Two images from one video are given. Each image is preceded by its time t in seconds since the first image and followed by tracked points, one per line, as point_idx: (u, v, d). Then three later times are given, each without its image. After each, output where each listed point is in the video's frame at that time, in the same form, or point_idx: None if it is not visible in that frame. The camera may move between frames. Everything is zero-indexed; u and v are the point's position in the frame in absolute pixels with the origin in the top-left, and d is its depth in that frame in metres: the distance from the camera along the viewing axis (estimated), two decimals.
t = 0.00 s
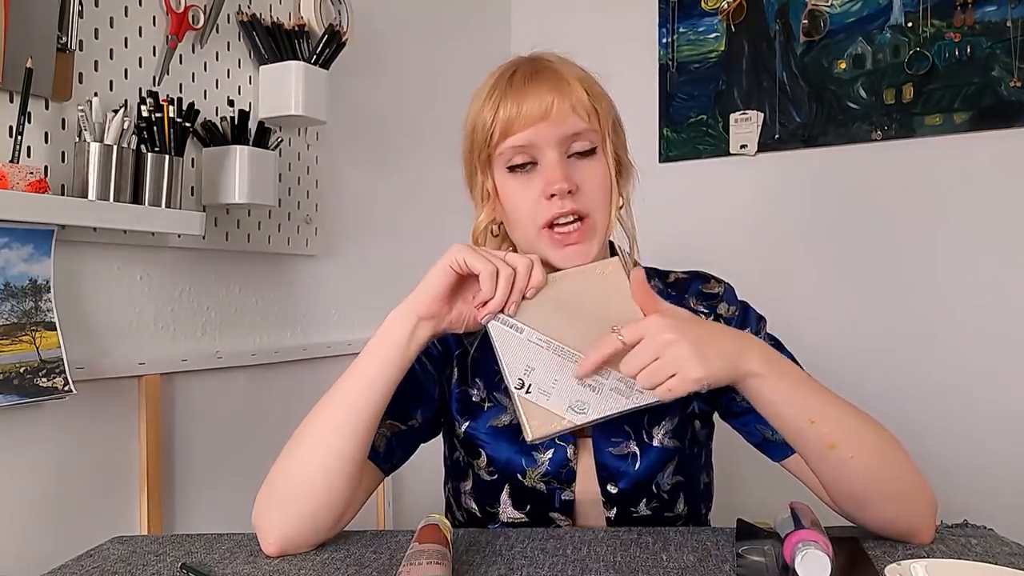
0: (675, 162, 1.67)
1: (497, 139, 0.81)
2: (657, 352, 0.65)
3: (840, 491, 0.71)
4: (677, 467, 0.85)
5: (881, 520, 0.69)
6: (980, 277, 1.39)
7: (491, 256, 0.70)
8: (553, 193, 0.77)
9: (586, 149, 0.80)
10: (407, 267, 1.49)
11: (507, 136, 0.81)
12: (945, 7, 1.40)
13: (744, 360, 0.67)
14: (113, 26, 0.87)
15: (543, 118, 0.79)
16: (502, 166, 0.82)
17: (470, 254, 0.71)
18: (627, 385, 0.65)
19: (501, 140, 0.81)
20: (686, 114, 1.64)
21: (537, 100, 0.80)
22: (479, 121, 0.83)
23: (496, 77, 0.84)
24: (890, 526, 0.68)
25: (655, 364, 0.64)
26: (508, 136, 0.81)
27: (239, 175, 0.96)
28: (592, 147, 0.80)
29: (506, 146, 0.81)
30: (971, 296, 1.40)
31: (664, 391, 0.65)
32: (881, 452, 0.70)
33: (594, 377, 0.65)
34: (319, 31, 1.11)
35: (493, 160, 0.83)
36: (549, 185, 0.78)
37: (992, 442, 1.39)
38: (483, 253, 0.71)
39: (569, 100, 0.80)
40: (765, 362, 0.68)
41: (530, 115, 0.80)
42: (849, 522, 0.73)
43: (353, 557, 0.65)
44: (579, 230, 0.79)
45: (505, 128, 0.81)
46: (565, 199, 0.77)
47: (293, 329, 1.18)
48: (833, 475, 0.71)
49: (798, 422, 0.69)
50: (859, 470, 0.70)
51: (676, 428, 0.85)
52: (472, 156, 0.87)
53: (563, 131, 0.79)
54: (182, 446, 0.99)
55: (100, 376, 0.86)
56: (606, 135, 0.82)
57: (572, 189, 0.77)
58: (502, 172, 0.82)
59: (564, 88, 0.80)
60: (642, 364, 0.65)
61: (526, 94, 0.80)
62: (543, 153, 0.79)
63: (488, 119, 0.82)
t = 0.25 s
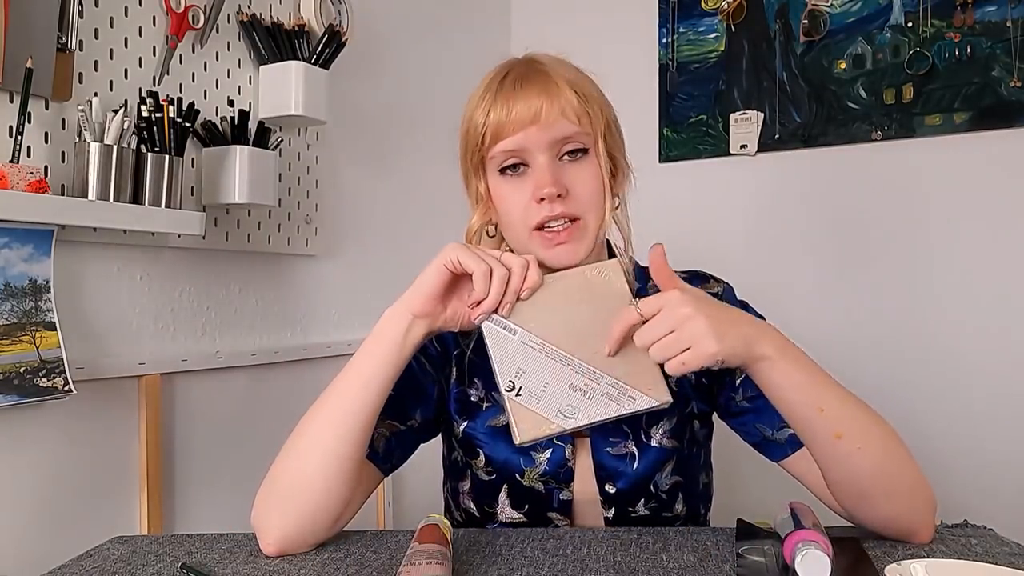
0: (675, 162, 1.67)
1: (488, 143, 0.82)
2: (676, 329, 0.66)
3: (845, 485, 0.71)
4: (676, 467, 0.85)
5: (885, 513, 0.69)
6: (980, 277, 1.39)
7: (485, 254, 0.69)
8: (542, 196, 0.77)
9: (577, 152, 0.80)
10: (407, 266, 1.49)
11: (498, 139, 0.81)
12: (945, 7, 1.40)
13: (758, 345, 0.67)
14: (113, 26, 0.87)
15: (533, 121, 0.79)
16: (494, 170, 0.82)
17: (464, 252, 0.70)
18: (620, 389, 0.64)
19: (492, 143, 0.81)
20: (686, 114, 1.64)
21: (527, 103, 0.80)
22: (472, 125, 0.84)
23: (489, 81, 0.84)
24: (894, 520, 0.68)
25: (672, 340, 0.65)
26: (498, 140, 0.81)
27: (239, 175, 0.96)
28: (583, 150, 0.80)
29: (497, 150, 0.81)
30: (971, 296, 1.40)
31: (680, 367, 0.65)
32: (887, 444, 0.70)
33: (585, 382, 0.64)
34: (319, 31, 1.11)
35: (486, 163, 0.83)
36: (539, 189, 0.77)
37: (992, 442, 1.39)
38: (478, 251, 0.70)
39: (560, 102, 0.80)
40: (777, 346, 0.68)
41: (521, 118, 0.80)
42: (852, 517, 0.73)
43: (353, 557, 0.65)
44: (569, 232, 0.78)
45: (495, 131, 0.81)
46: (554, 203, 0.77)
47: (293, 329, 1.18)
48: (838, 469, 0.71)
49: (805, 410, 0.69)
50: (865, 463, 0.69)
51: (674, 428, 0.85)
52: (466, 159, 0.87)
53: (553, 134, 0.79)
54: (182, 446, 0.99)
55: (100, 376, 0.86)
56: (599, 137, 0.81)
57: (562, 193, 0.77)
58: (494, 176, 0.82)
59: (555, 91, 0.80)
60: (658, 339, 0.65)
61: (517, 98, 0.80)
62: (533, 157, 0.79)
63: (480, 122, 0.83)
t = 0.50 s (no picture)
0: (675, 162, 1.67)
1: (504, 139, 0.81)
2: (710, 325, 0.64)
3: (854, 479, 0.71)
4: (674, 464, 0.85)
5: (890, 511, 0.69)
6: (980, 277, 1.39)
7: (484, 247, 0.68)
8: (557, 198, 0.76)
9: (592, 156, 0.79)
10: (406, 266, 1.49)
11: (514, 137, 0.80)
12: (945, 7, 1.40)
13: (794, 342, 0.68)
14: (113, 26, 0.87)
15: (551, 123, 0.79)
16: (506, 168, 0.81)
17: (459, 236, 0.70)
18: (623, 356, 0.59)
19: (508, 141, 0.80)
20: (686, 114, 1.64)
21: (546, 105, 0.80)
22: (486, 121, 0.83)
23: (505, 79, 0.83)
24: (897, 518, 0.68)
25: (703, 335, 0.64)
26: (516, 137, 0.80)
27: (239, 175, 0.96)
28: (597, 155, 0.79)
29: (513, 147, 0.80)
30: (971, 296, 1.40)
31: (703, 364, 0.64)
32: (901, 450, 0.71)
33: (584, 347, 0.59)
34: (319, 31, 1.11)
35: (498, 161, 0.82)
36: (553, 191, 0.77)
37: (992, 441, 1.39)
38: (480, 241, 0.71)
39: (578, 107, 0.80)
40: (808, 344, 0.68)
41: (541, 118, 0.79)
42: (854, 514, 0.72)
43: (353, 557, 0.65)
44: (577, 235, 0.78)
45: (513, 129, 0.80)
46: (568, 205, 0.76)
47: (293, 329, 1.18)
48: (852, 463, 0.70)
49: (833, 404, 0.69)
50: (878, 461, 0.70)
51: (673, 426, 0.86)
52: (476, 153, 0.86)
53: (571, 138, 0.78)
54: (182, 446, 0.99)
55: (100, 376, 0.86)
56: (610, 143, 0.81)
57: (575, 196, 0.77)
58: (505, 175, 0.81)
59: (577, 95, 0.81)
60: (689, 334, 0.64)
61: (539, 98, 0.80)
62: (548, 158, 0.78)
63: (497, 118, 0.82)
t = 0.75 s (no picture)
0: (675, 162, 1.67)
1: (523, 134, 0.81)
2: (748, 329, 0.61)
3: (858, 479, 0.71)
4: (673, 460, 0.84)
5: (893, 511, 0.69)
6: (979, 277, 1.39)
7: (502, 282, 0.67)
8: (575, 193, 0.76)
9: (607, 153, 0.80)
10: (407, 267, 1.49)
11: (535, 132, 0.80)
12: (945, 7, 1.40)
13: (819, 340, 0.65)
14: (113, 26, 0.87)
15: (571, 119, 0.80)
16: (522, 162, 0.81)
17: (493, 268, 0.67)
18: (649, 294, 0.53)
19: (526, 135, 0.81)
20: (685, 114, 1.64)
21: (568, 101, 0.80)
22: (500, 115, 0.83)
23: (518, 72, 0.83)
24: (899, 518, 0.69)
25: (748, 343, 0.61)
26: (536, 132, 0.80)
27: (238, 175, 0.96)
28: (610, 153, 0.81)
29: (533, 142, 0.80)
30: (971, 296, 1.40)
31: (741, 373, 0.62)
32: (907, 450, 0.71)
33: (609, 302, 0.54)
34: (319, 31, 1.11)
35: (513, 155, 0.82)
36: (572, 186, 0.77)
37: (993, 442, 1.39)
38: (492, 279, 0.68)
39: (596, 104, 0.81)
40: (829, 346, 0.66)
41: (561, 114, 0.80)
42: (854, 512, 0.73)
43: (352, 557, 0.65)
44: (594, 231, 0.77)
45: (533, 124, 0.80)
46: (589, 199, 0.76)
47: (293, 329, 1.18)
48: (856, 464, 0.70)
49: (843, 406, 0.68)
50: (884, 463, 0.69)
51: (674, 421, 0.85)
52: (489, 148, 0.85)
53: (591, 134, 0.79)
54: (182, 446, 0.99)
55: (100, 376, 0.87)
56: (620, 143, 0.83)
57: (595, 190, 0.77)
58: (520, 169, 0.81)
59: (595, 91, 0.81)
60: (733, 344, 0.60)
61: (559, 93, 0.81)
62: (568, 153, 0.79)
63: (515, 111, 0.81)
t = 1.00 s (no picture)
0: (675, 162, 1.67)
1: (513, 143, 0.81)
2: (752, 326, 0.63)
3: (860, 479, 0.71)
4: (680, 451, 0.85)
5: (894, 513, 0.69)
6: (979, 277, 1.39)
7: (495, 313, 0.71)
8: (564, 204, 0.77)
9: (599, 162, 0.78)
10: (407, 267, 1.49)
11: (524, 142, 0.80)
12: (945, 7, 1.40)
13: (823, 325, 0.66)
14: (113, 26, 0.87)
15: (560, 129, 0.78)
16: (516, 172, 0.81)
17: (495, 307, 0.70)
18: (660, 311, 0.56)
19: (517, 145, 0.80)
20: (685, 114, 1.64)
21: (557, 110, 0.79)
22: (495, 123, 0.83)
23: (515, 80, 0.83)
24: (901, 519, 0.69)
25: (765, 336, 0.63)
26: (525, 141, 0.80)
27: (238, 175, 0.96)
28: (605, 162, 0.79)
29: (522, 152, 0.79)
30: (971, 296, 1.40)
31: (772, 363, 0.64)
32: (911, 452, 0.70)
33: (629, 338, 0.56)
34: (319, 31, 1.11)
35: (507, 164, 0.82)
36: (561, 198, 0.77)
37: (993, 441, 1.39)
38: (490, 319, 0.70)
39: (587, 111, 0.79)
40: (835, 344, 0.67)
41: (549, 124, 0.79)
42: (856, 512, 0.73)
43: (352, 557, 0.65)
44: (585, 237, 0.80)
45: (522, 133, 0.80)
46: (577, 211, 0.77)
47: (293, 329, 1.18)
48: (858, 465, 0.70)
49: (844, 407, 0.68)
50: (887, 465, 0.69)
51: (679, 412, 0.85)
52: (485, 154, 0.85)
53: (579, 144, 0.77)
54: (182, 446, 0.99)
55: (100, 376, 0.87)
56: (618, 147, 0.81)
57: (584, 202, 0.77)
58: (514, 178, 0.81)
59: (583, 98, 0.80)
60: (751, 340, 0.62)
61: (547, 101, 0.80)
62: (556, 163, 0.78)
63: (506, 120, 0.81)
